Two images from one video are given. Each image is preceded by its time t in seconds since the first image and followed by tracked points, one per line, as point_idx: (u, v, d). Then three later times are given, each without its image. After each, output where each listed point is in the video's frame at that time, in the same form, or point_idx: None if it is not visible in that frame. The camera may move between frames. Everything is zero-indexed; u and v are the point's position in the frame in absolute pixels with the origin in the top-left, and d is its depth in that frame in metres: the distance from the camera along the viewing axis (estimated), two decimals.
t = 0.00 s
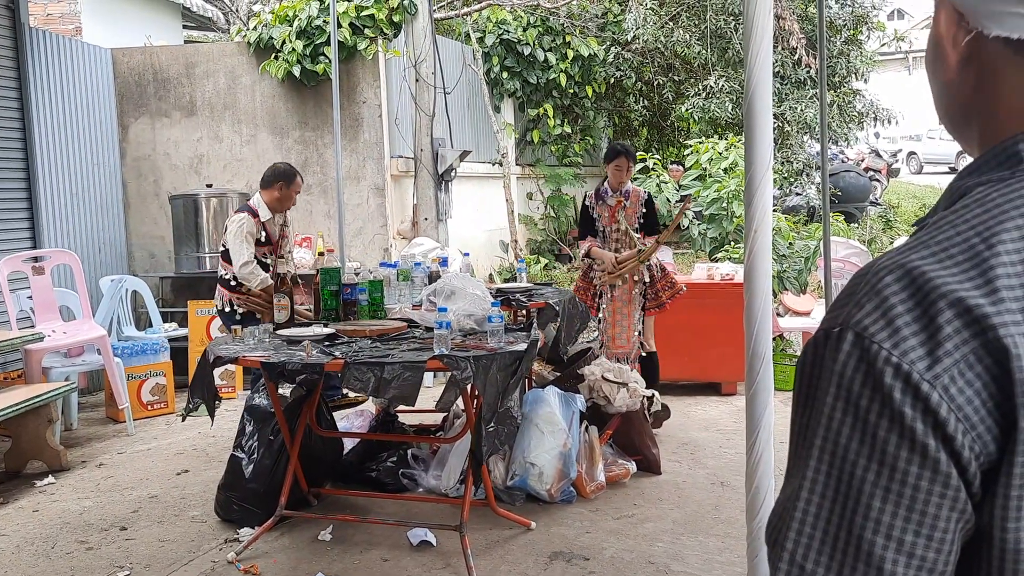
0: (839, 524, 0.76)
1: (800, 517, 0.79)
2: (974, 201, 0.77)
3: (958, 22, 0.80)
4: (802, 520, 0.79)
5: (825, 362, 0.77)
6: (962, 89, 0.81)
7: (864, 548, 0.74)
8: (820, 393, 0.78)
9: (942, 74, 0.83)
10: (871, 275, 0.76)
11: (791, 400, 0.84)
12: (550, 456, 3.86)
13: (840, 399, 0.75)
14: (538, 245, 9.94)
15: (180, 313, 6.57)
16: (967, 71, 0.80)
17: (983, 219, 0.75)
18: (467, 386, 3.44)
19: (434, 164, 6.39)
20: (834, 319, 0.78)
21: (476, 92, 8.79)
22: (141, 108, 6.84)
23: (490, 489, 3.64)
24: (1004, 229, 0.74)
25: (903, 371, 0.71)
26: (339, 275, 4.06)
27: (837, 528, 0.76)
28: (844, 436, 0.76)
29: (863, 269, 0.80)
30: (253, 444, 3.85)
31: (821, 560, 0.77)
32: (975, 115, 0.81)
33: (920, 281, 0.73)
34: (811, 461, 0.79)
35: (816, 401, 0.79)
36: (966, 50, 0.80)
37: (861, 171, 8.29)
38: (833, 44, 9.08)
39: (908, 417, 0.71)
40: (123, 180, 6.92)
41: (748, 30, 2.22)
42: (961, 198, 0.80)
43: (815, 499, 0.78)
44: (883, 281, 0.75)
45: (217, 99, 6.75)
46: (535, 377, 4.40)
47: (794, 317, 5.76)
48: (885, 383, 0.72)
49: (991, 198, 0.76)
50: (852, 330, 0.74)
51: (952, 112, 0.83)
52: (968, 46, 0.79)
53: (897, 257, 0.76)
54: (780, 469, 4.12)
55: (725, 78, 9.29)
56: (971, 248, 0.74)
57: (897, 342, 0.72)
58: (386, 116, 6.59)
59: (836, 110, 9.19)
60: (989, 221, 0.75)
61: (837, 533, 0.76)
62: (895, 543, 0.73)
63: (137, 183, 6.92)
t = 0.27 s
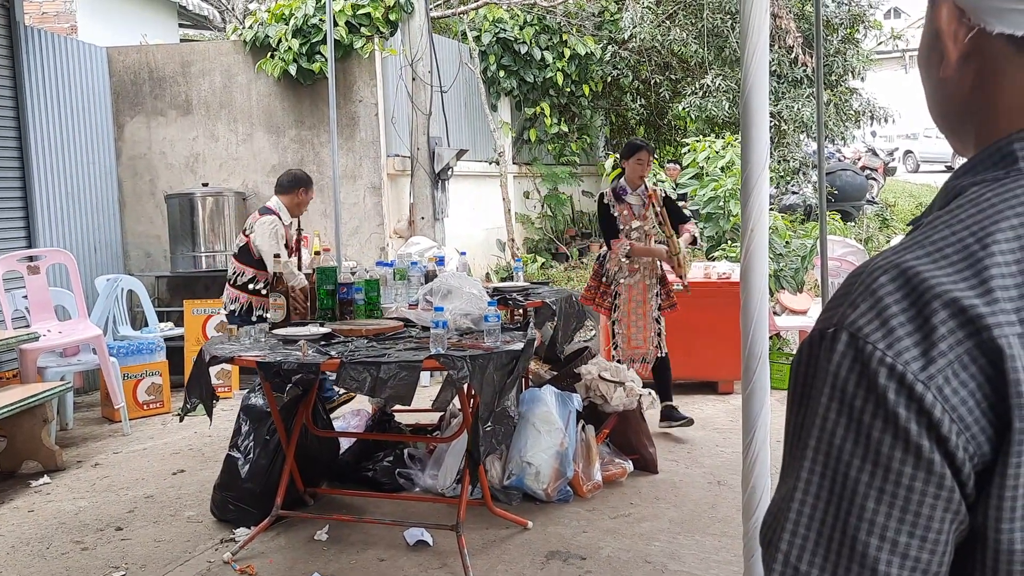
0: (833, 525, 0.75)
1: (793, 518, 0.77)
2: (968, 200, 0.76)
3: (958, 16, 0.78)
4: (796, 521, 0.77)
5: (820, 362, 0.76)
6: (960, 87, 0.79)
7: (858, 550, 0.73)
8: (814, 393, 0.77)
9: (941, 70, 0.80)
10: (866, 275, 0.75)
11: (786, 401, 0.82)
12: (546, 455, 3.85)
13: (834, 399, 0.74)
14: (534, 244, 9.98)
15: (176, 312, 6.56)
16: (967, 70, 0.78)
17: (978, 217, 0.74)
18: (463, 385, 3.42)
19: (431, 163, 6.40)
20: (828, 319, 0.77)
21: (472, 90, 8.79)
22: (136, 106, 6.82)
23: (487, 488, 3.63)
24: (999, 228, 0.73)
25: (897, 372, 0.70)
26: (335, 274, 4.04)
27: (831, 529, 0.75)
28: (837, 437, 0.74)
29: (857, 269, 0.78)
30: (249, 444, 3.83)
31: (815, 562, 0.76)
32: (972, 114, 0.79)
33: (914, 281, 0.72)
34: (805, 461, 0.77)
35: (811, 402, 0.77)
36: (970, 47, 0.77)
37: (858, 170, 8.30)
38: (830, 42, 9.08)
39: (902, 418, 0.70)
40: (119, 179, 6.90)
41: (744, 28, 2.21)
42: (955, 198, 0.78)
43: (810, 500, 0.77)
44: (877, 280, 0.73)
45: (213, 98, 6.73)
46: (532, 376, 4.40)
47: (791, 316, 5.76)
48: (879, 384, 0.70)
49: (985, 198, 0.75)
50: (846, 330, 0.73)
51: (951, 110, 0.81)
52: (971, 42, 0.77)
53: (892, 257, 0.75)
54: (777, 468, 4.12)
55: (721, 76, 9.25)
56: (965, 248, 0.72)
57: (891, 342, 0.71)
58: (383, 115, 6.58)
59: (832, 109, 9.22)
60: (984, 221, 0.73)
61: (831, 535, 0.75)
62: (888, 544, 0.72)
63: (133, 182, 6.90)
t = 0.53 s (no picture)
0: (825, 523, 0.75)
1: (785, 516, 0.77)
2: (962, 198, 0.75)
3: (954, 14, 0.77)
4: (788, 519, 0.77)
5: (813, 359, 0.76)
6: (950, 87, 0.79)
7: (850, 548, 0.73)
8: (806, 391, 0.76)
9: (936, 68, 0.80)
10: (859, 274, 0.75)
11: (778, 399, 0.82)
12: (543, 455, 3.85)
13: (827, 397, 0.74)
14: (531, 244, 10.00)
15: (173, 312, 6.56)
16: (960, 69, 0.78)
17: (971, 216, 0.73)
18: (459, 385, 3.42)
19: (427, 162, 6.39)
20: (820, 318, 0.77)
21: (469, 90, 8.79)
22: (132, 106, 6.82)
23: (483, 488, 3.63)
24: (991, 227, 0.72)
25: (890, 371, 0.70)
26: (331, 273, 4.04)
27: (823, 526, 0.75)
28: (830, 435, 0.74)
29: (850, 268, 0.78)
30: (245, 444, 3.83)
31: (806, 559, 0.76)
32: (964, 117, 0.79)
33: (907, 279, 0.72)
34: (798, 459, 0.77)
35: (804, 400, 0.77)
36: (965, 44, 0.77)
37: (854, 169, 8.30)
38: (826, 42, 9.09)
39: (895, 417, 0.69)
40: (115, 179, 6.89)
41: (740, 27, 2.21)
42: (948, 196, 0.78)
43: (801, 498, 0.76)
44: (870, 279, 0.73)
45: (210, 97, 6.72)
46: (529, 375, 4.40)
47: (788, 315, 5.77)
48: (872, 383, 0.70)
49: (979, 196, 0.74)
50: (839, 328, 0.73)
51: (950, 109, 0.80)
52: (967, 40, 0.77)
53: (885, 255, 0.75)
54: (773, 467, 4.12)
55: (718, 76, 9.14)
56: (958, 246, 0.72)
57: (884, 341, 0.70)
58: (380, 114, 6.58)
59: (829, 108, 9.22)
60: (977, 220, 0.73)
61: (823, 532, 0.75)
62: (881, 543, 0.72)
63: (129, 181, 6.90)
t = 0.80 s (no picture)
0: (820, 518, 0.75)
1: (781, 510, 0.77)
2: (957, 194, 0.76)
3: (949, 12, 0.78)
4: (784, 513, 0.77)
5: (807, 354, 0.76)
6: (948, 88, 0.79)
7: (845, 542, 0.73)
8: (801, 386, 0.77)
9: (932, 66, 0.80)
10: (854, 269, 0.75)
11: (773, 395, 0.82)
12: (538, 453, 3.85)
13: (822, 392, 0.74)
14: (526, 242, 10.02)
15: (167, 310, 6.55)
16: (955, 66, 0.78)
17: (966, 212, 0.74)
18: (454, 383, 3.42)
19: (422, 160, 6.40)
20: (816, 313, 0.77)
21: (464, 89, 8.79)
22: (126, 104, 6.80)
23: (478, 486, 3.63)
24: (987, 222, 0.73)
25: (885, 366, 0.70)
26: (325, 272, 4.01)
27: (818, 522, 0.75)
28: (825, 430, 0.74)
29: (845, 263, 0.79)
30: (240, 442, 3.83)
31: (801, 555, 0.76)
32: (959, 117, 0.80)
33: (903, 275, 0.72)
34: (793, 455, 0.77)
35: (799, 395, 0.77)
36: (961, 42, 0.77)
37: (848, 167, 8.32)
38: (820, 40, 9.11)
39: (890, 412, 0.70)
40: (108, 177, 6.87)
41: (733, 25, 2.21)
42: (943, 191, 0.78)
43: (796, 493, 0.77)
44: (865, 274, 0.73)
45: (203, 95, 6.70)
46: (524, 373, 4.40)
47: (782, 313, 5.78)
48: (867, 378, 0.71)
49: (974, 191, 0.75)
50: (834, 324, 0.73)
51: (944, 106, 0.80)
52: (962, 37, 0.77)
53: (880, 251, 0.75)
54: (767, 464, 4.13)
55: (712, 74, 9.25)
56: (954, 242, 0.73)
57: (879, 336, 0.71)
58: (374, 112, 6.57)
59: (822, 107, 9.25)
60: (972, 216, 0.73)
61: (818, 527, 0.75)
62: (875, 538, 0.72)
63: (122, 179, 6.88)
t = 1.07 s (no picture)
0: (828, 512, 0.76)
1: (789, 504, 0.79)
2: (966, 190, 0.77)
3: (961, 7, 0.79)
4: (791, 507, 0.79)
5: (815, 350, 0.77)
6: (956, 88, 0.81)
7: (852, 537, 0.75)
8: (809, 381, 0.78)
9: (942, 64, 0.81)
10: (863, 264, 0.76)
11: (780, 390, 0.84)
12: (536, 450, 3.86)
13: (830, 387, 0.75)
14: (524, 240, 9.94)
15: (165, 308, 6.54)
16: (966, 64, 0.79)
17: (974, 209, 0.75)
18: (454, 380, 3.43)
19: (421, 157, 6.40)
20: (824, 308, 0.78)
21: (462, 86, 8.79)
22: (124, 100, 6.79)
23: (477, 483, 3.64)
24: (996, 219, 0.74)
25: (894, 361, 0.71)
26: (324, 269, 4.05)
27: (825, 516, 0.76)
28: (833, 425, 0.75)
29: (853, 259, 0.79)
30: (239, 439, 3.83)
31: (809, 548, 0.77)
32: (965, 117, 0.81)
33: (912, 270, 0.73)
34: (800, 449, 0.79)
35: (807, 390, 0.78)
36: (972, 39, 0.78)
37: (845, 166, 8.33)
38: (818, 39, 9.11)
39: (898, 407, 0.71)
40: (106, 174, 6.86)
41: (735, 24, 2.22)
42: (952, 187, 0.79)
43: (804, 488, 0.78)
44: (874, 270, 0.74)
45: (201, 92, 6.69)
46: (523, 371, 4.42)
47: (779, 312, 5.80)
48: (876, 373, 0.72)
49: (983, 187, 0.76)
50: (843, 319, 0.74)
51: (954, 104, 0.82)
52: (975, 33, 0.78)
53: (889, 247, 0.76)
54: (765, 462, 4.15)
55: (710, 73, 9.25)
56: (963, 239, 0.74)
57: (889, 331, 0.72)
58: (373, 110, 6.56)
59: (820, 106, 9.27)
60: (982, 212, 0.74)
61: (826, 522, 0.76)
62: (882, 532, 0.73)
63: (121, 176, 6.87)
